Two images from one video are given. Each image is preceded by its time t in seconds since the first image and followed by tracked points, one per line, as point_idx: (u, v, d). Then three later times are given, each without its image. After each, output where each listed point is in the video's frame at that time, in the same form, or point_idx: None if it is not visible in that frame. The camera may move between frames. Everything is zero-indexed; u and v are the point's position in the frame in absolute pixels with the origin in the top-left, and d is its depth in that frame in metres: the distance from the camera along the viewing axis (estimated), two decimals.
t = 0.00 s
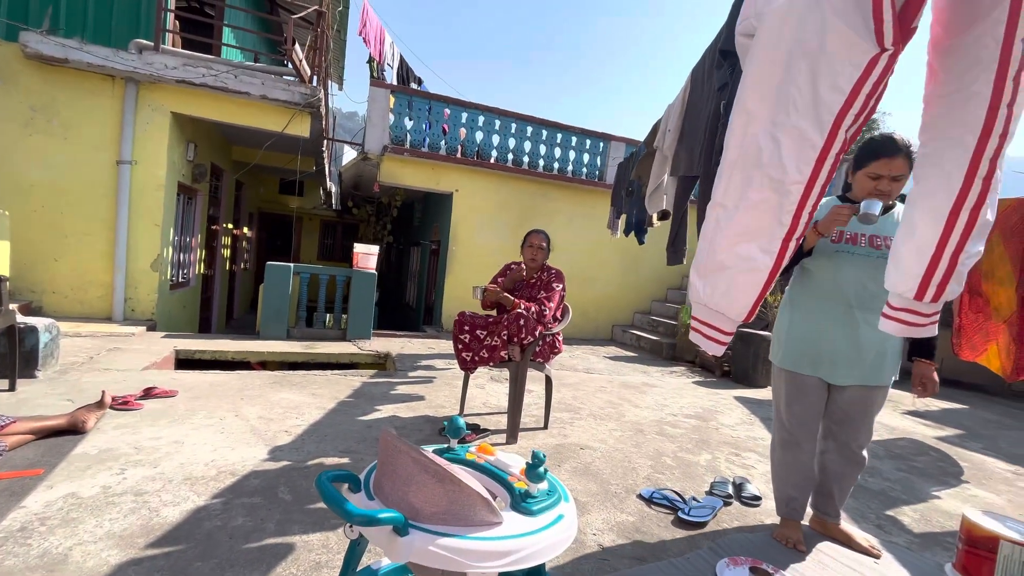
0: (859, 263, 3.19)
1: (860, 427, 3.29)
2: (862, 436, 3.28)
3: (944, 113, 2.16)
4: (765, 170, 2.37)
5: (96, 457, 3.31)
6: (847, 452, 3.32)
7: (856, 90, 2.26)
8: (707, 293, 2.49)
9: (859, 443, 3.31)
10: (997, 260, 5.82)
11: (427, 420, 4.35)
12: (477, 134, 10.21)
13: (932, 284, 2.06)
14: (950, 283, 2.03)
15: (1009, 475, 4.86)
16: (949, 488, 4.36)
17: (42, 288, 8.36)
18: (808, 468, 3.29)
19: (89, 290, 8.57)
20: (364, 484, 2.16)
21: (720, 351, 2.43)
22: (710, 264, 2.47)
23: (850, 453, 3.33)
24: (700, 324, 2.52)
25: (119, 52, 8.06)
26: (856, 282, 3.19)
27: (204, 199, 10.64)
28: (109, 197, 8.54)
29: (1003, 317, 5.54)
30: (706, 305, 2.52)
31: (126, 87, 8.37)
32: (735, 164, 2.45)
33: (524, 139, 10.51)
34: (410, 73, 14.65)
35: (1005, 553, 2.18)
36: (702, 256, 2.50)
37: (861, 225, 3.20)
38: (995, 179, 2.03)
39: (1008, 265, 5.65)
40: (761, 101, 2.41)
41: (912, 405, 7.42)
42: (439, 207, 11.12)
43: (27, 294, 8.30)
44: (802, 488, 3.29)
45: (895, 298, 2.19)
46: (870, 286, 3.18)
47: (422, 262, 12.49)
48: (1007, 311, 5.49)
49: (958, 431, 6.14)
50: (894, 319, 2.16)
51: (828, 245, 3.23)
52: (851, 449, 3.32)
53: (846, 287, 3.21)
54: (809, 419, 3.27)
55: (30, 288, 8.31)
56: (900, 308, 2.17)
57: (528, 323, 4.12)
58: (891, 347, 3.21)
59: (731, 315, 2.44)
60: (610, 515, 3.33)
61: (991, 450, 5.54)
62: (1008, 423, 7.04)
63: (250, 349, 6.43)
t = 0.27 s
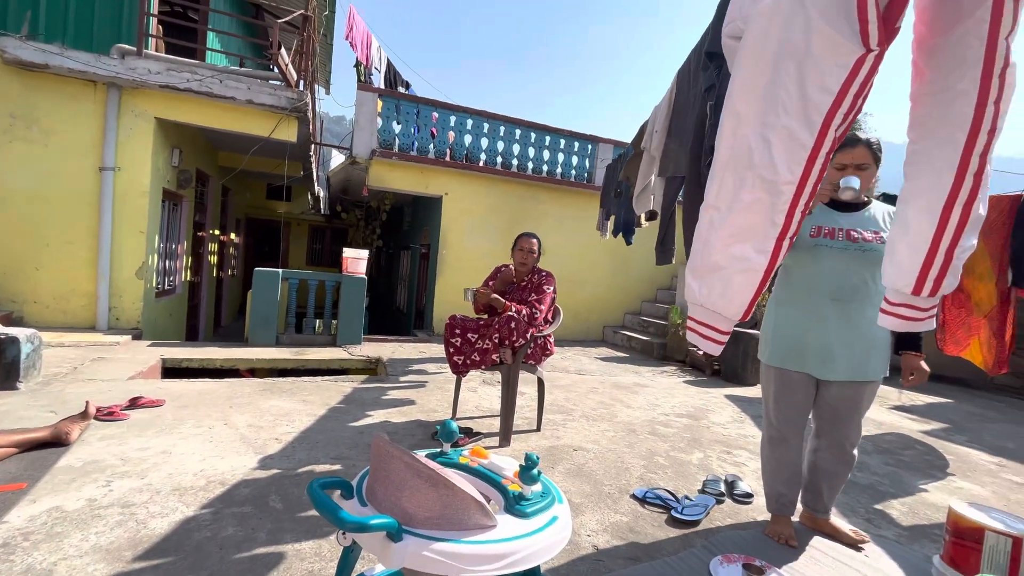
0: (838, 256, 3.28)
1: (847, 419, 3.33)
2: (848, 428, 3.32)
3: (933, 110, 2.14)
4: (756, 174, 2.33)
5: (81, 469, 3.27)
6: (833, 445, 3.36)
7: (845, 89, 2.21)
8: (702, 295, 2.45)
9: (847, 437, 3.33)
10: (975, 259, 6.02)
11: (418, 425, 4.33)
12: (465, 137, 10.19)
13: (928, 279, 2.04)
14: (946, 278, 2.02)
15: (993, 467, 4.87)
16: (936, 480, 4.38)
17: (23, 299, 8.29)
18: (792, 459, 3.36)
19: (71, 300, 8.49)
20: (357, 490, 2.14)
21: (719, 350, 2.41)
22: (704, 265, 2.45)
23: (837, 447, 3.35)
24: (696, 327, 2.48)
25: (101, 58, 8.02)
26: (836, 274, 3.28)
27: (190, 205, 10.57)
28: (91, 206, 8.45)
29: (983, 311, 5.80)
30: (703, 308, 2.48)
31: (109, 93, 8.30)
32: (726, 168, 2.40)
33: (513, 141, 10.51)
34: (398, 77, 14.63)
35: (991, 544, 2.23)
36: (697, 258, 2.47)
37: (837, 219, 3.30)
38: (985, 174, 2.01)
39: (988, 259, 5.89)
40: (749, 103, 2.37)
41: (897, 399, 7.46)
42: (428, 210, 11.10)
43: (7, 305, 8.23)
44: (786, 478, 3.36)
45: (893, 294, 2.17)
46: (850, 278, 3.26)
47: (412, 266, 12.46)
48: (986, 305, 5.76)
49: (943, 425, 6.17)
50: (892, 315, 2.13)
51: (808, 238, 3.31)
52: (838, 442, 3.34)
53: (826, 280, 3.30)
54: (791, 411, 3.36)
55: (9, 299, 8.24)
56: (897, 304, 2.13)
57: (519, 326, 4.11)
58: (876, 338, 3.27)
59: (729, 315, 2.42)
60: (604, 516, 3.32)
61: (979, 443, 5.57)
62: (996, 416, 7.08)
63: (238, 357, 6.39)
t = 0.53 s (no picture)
0: (825, 253, 3.31)
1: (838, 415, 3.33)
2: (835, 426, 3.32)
3: (911, 115, 2.16)
4: (742, 175, 2.26)
5: (69, 481, 3.24)
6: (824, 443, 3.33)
7: (824, 92, 2.15)
8: (691, 296, 2.36)
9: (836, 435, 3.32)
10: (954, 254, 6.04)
11: (411, 430, 4.30)
12: (456, 141, 10.19)
13: (908, 278, 2.06)
14: (924, 276, 2.04)
15: (981, 460, 4.89)
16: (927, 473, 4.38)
17: (8, 308, 8.18)
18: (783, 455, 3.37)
19: (57, 308, 8.40)
20: (350, 497, 2.12)
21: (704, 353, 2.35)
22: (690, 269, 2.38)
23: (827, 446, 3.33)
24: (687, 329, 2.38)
25: (86, 63, 7.97)
26: (824, 269, 3.32)
27: (178, 211, 10.51)
28: (78, 213, 8.39)
29: (968, 307, 5.87)
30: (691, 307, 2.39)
31: (94, 98, 8.26)
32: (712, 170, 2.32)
33: (504, 145, 10.50)
34: (388, 81, 14.63)
35: (979, 537, 2.34)
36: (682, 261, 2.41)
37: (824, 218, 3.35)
38: (961, 176, 2.04)
39: (971, 256, 5.90)
40: (731, 105, 2.30)
41: (886, 396, 7.50)
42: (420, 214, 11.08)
43: None
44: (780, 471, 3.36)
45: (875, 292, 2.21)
46: (838, 274, 3.29)
47: (405, 269, 12.44)
48: (971, 301, 5.84)
49: (931, 421, 6.19)
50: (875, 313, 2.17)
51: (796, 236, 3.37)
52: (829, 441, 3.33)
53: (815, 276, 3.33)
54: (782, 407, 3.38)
55: None
56: (880, 304, 2.17)
57: (512, 328, 4.10)
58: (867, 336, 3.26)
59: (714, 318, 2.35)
60: (599, 518, 3.31)
61: (970, 439, 5.58)
62: (987, 411, 7.10)
63: (229, 364, 6.35)
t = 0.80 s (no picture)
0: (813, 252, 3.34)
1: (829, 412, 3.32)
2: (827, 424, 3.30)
3: (890, 113, 2.02)
4: (724, 173, 2.06)
5: (55, 494, 3.20)
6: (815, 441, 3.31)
7: (804, 90, 1.96)
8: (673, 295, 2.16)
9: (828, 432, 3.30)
10: (941, 251, 6.08)
11: (405, 435, 4.28)
12: (447, 144, 10.19)
13: (884, 275, 1.92)
14: (899, 274, 1.92)
15: (970, 455, 4.90)
16: (920, 467, 4.39)
17: None
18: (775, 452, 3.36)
19: (42, 318, 8.33)
20: (342, 504, 2.09)
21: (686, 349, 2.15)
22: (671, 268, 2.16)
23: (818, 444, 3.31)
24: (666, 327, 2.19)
25: (71, 69, 7.92)
26: (814, 269, 3.33)
27: (166, 218, 10.44)
28: (63, 221, 8.32)
29: (954, 303, 5.90)
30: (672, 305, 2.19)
31: (79, 105, 8.19)
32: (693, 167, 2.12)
33: (495, 148, 10.49)
34: (377, 85, 14.61)
35: (969, 531, 2.24)
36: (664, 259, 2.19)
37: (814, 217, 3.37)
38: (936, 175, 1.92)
39: (956, 253, 5.96)
40: (713, 101, 2.11)
41: (876, 393, 7.52)
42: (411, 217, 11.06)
43: None
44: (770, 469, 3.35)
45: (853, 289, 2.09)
46: (827, 274, 3.30)
47: (396, 274, 12.44)
48: (957, 298, 5.87)
49: (919, 417, 6.20)
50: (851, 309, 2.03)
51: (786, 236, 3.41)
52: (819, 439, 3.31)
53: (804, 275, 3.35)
54: (775, 405, 3.37)
55: None
56: (857, 300, 2.03)
57: (505, 331, 4.08)
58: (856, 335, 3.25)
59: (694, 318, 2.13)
60: (594, 520, 3.30)
61: (961, 434, 5.60)
62: (978, 406, 7.13)
63: (218, 372, 6.31)
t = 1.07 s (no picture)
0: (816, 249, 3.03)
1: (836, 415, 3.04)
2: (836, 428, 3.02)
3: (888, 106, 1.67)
4: (717, 166, 1.71)
5: (8, 522, 2.89)
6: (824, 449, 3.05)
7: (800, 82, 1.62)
8: (665, 300, 1.79)
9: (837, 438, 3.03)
10: (949, 247, 5.88)
11: (391, 450, 4.00)
12: (431, 141, 9.93)
13: (882, 276, 1.60)
14: (900, 273, 1.59)
15: (979, 458, 4.72)
16: (934, 472, 4.17)
17: None
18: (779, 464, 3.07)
19: None
20: (324, 526, 1.84)
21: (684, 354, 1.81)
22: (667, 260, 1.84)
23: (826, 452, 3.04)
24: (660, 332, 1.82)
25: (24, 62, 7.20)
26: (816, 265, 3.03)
27: (132, 223, 10.05)
28: (17, 226, 7.61)
29: (962, 302, 5.78)
30: (666, 313, 1.82)
31: (33, 100, 7.50)
32: (685, 159, 1.76)
33: (482, 143, 10.20)
34: (354, 81, 14.29)
35: (982, 538, 1.75)
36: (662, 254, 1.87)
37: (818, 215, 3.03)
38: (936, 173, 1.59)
39: (963, 249, 5.78)
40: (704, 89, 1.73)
41: (878, 396, 7.34)
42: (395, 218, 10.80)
43: None
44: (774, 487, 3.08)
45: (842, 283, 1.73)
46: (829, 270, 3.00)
47: (380, 279, 12.16)
48: (965, 296, 5.74)
49: (929, 419, 6.01)
50: (848, 309, 1.70)
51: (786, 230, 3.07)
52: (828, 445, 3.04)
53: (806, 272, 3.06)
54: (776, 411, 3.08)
55: None
56: (856, 300, 1.69)
57: (496, 338, 3.83)
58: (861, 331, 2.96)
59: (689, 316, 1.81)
60: (595, 536, 3.05)
61: (968, 437, 5.41)
62: (981, 408, 6.96)
63: (189, 388, 5.99)
